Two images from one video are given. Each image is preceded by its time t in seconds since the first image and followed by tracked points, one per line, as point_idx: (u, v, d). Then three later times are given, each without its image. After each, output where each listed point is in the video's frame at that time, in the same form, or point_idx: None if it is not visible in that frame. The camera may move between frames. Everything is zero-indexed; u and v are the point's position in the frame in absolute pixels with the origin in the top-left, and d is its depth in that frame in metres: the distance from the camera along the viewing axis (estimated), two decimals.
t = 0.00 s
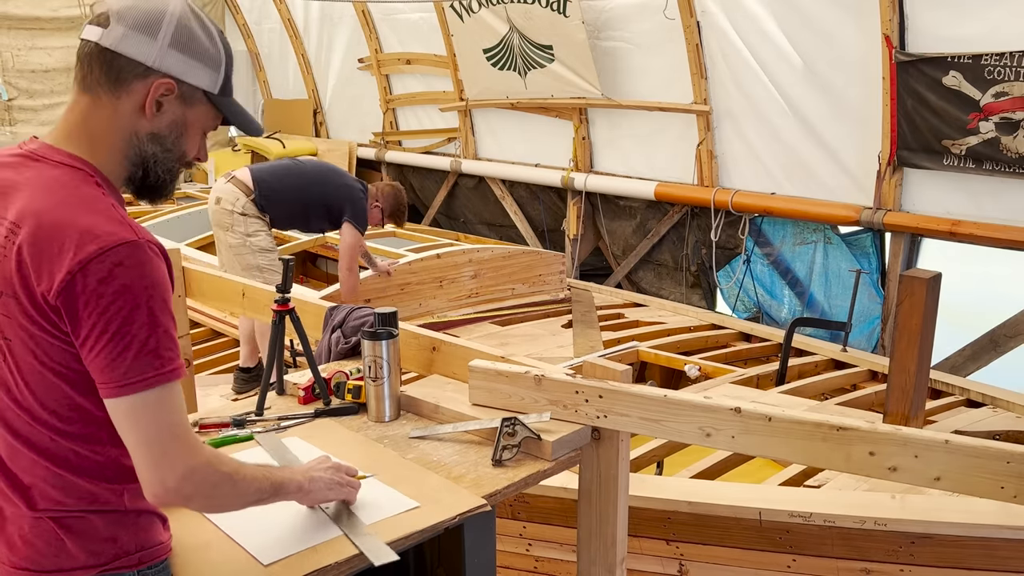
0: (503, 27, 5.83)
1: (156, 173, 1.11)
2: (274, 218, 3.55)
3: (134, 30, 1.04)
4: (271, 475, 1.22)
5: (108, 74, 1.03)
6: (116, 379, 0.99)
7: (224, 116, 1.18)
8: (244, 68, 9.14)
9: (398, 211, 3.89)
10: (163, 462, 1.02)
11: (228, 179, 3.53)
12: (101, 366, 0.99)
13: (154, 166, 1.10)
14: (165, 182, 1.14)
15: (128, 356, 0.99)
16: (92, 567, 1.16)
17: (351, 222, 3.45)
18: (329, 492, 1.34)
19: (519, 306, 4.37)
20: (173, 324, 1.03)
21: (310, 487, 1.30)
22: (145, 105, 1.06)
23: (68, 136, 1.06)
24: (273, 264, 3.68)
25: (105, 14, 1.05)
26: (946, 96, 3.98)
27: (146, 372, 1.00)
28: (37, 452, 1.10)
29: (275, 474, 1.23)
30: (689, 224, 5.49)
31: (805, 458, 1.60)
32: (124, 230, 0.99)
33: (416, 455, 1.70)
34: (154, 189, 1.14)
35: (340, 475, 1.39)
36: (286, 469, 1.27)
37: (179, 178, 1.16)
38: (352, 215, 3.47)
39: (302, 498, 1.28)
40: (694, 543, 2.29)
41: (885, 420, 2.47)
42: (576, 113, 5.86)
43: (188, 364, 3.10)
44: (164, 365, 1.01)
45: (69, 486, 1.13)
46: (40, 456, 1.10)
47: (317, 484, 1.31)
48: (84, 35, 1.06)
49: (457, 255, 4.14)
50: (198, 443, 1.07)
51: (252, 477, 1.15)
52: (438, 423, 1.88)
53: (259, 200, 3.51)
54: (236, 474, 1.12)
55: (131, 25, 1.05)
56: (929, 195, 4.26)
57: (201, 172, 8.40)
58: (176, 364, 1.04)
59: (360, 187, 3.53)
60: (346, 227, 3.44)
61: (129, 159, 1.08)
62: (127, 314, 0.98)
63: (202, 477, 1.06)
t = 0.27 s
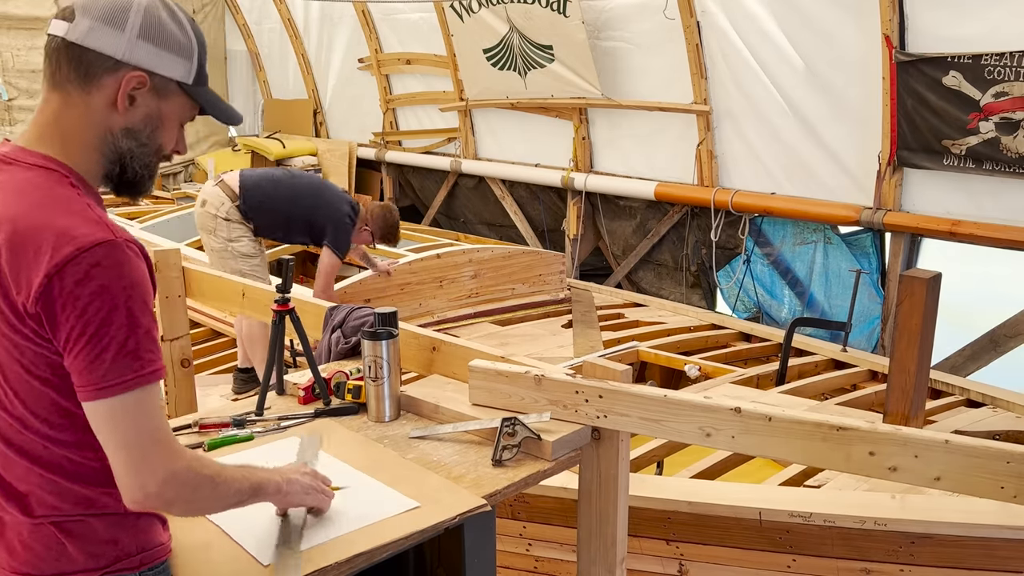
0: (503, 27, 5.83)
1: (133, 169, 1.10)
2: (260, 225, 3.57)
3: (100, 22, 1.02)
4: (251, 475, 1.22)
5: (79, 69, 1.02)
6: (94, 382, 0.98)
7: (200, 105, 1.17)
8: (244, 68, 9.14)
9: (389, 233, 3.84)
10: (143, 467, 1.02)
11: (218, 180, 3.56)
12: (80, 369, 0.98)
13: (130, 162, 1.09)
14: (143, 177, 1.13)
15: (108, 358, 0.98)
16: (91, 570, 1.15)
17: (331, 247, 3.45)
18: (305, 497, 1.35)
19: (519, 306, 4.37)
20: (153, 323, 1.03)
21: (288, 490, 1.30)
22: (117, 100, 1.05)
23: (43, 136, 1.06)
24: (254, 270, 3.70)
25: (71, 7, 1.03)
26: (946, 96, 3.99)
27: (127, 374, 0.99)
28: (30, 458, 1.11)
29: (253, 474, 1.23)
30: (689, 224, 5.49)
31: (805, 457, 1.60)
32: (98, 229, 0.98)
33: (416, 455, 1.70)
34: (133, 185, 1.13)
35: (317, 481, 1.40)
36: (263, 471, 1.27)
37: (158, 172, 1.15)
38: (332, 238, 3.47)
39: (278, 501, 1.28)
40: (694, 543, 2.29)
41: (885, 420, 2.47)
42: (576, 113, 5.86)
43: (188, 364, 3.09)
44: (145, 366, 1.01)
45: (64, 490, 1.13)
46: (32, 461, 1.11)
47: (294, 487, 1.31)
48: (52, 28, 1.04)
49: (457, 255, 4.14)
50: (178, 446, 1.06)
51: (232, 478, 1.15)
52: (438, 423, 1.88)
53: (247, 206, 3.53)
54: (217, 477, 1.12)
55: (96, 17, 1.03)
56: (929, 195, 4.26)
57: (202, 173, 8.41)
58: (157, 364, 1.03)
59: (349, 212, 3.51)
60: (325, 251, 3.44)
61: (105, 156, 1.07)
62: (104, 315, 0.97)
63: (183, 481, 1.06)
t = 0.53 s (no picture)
0: (503, 27, 5.83)
1: (115, 166, 1.09)
2: (250, 230, 3.60)
3: (77, 19, 1.02)
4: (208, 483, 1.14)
5: (57, 66, 1.02)
6: (52, 377, 0.95)
7: (182, 102, 1.16)
8: (244, 68, 9.14)
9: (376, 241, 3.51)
10: (100, 471, 0.99)
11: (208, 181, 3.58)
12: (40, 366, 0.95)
13: (112, 159, 1.08)
14: (127, 175, 1.11)
15: (68, 355, 0.95)
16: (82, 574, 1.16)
17: (310, 264, 3.47)
18: (264, 511, 1.25)
19: (519, 306, 4.37)
20: (119, 322, 0.99)
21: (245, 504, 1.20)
22: (96, 96, 1.04)
23: (22, 136, 1.05)
24: (242, 273, 3.70)
25: (47, 5, 1.03)
26: (946, 96, 3.98)
27: (88, 371, 0.96)
28: (14, 462, 1.10)
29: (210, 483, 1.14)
30: (689, 224, 5.49)
31: (805, 458, 1.60)
32: (72, 224, 0.96)
33: (416, 455, 1.70)
34: (115, 183, 1.11)
35: (279, 494, 1.30)
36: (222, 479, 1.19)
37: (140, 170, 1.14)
38: (316, 255, 3.48)
39: (234, 512, 1.19)
40: (694, 543, 2.29)
41: (885, 419, 2.48)
42: (576, 113, 5.86)
43: (188, 364, 3.09)
44: (109, 365, 0.97)
45: (49, 493, 1.12)
46: (16, 465, 1.10)
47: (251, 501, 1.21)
48: (29, 26, 1.03)
49: (457, 255, 4.14)
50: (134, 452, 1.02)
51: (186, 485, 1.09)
52: (438, 423, 1.88)
53: (238, 211, 3.56)
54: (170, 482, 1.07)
55: (72, 14, 1.02)
56: (929, 195, 4.26)
57: (202, 173, 8.40)
58: (122, 363, 0.99)
59: (336, 229, 3.47)
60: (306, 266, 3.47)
61: (86, 154, 1.06)
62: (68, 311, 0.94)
63: (135, 487, 1.02)
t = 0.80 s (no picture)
0: (503, 27, 5.83)
1: (100, 163, 1.09)
2: (246, 233, 3.61)
3: (60, 16, 1.03)
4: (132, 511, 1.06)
5: (40, 63, 1.02)
6: None
7: (166, 99, 1.17)
8: (244, 68, 9.14)
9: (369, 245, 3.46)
10: None
11: (203, 184, 3.58)
12: None
13: (97, 155, 1.09)
14: (112, 171, 1.12)
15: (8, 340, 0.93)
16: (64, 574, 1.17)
17: (302, 269, 3.47)
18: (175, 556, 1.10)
19: (519, 306, 4.37)
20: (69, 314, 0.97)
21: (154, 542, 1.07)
22: (79, 92, 1.04)
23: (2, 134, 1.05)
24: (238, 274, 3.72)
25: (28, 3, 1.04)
26: (946, 96, 3.98)
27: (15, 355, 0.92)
28: None
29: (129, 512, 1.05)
30: (689, 224, 5.49)
31: (805, 458, 1.60)
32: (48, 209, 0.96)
33: (416, 455, 1.70)
34: (102, 180, 1.12)
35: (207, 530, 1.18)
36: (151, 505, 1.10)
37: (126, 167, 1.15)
38: (309, 260, 3.48)
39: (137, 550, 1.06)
40: (695, 543, 2.29)
41: (885, 419, 2.48)
42: (576, 113, 5.86)
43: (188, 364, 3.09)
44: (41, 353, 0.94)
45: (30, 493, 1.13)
46: None
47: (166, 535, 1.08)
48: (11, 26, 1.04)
49: (457, 255, 4.14)
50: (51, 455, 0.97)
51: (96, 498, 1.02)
52: (438, 423, 1.88)
53: (232, 214, 3.56)
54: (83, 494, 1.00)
55: (54, 10, 1.03)
56: (929, 195, 4.26)
57: (202, 173, 8.41)
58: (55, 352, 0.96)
59: (329, 235, 3.45)
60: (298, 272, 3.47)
61: (71, 150, 1.07)
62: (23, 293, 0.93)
63: (28, 480, 0.95)
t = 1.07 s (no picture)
0: (503, 27, 5.83)
1: (77, 158, 1.09)
2: (245, 233, 3.61)
3: (33, 12, 1.02)
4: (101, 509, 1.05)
5: (13, 59, 1.01)
6: None
7: (144, 98, 1.17)
8: (244, 68, 9.14)
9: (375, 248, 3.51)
10: None
11: (204, 183, 3.60)
12: None
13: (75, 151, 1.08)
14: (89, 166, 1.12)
15: None
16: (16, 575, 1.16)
17: (302, 270, 3.46)
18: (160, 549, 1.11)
19: (519, 306, 4.37)
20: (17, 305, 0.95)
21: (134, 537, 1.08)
22: (55, 88, 1.04)
23: None
24: (239, 273, 3.71)
25: None
26: (946, 96, 3.98)
27: None
28: None
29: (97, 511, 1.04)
30: (689, 224, 5.49)
31: (805, 457, 1.60)
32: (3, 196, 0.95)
33: (416, 455, 1.70)
34: (80, 174, 1.12)
35: (186, 535, 1.16)
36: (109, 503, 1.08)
37: (103, 164, 1.15)
38: (307, 262, 3.48)
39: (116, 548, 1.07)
40: (695, 543, 2.29)
41: (885, 419, 2.48)
42: (576, 113, 5.86)
43: (188, 363, 3.09)
44: None
45: None
46: None
47: (142, 533, 1.08)
48: None
49: (457, 255, 4.14)
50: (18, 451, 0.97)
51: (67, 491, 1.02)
52: (438, 423, 1.88)
53: (231, 213, 3.56)
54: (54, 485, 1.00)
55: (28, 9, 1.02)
56: (929, 195, 4.26)
57: (202, 173, 8.41)
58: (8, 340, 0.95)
59: (327, 237, 3.45)
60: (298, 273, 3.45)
61: (48, 147, 1.07)
62: None
63: None
